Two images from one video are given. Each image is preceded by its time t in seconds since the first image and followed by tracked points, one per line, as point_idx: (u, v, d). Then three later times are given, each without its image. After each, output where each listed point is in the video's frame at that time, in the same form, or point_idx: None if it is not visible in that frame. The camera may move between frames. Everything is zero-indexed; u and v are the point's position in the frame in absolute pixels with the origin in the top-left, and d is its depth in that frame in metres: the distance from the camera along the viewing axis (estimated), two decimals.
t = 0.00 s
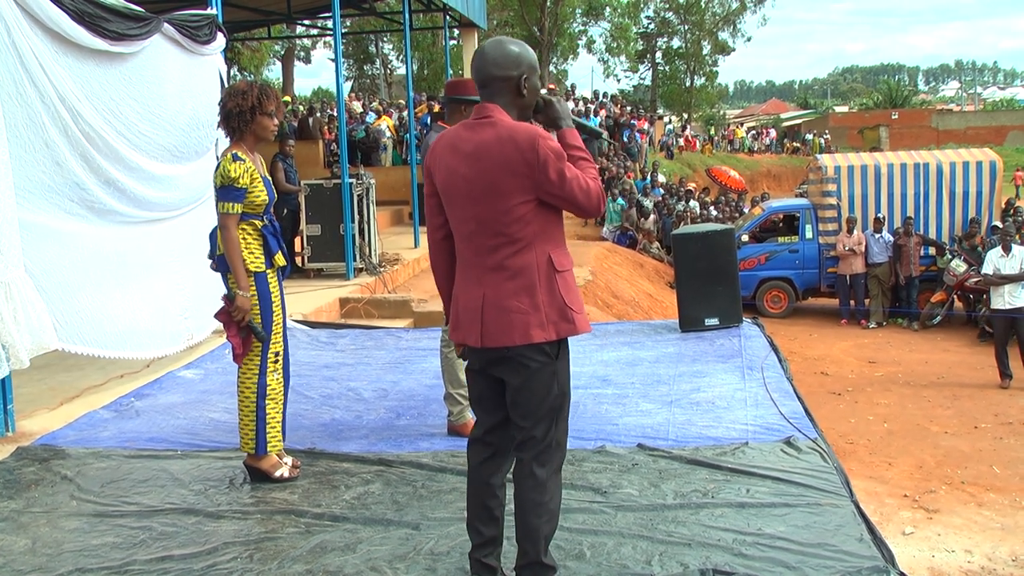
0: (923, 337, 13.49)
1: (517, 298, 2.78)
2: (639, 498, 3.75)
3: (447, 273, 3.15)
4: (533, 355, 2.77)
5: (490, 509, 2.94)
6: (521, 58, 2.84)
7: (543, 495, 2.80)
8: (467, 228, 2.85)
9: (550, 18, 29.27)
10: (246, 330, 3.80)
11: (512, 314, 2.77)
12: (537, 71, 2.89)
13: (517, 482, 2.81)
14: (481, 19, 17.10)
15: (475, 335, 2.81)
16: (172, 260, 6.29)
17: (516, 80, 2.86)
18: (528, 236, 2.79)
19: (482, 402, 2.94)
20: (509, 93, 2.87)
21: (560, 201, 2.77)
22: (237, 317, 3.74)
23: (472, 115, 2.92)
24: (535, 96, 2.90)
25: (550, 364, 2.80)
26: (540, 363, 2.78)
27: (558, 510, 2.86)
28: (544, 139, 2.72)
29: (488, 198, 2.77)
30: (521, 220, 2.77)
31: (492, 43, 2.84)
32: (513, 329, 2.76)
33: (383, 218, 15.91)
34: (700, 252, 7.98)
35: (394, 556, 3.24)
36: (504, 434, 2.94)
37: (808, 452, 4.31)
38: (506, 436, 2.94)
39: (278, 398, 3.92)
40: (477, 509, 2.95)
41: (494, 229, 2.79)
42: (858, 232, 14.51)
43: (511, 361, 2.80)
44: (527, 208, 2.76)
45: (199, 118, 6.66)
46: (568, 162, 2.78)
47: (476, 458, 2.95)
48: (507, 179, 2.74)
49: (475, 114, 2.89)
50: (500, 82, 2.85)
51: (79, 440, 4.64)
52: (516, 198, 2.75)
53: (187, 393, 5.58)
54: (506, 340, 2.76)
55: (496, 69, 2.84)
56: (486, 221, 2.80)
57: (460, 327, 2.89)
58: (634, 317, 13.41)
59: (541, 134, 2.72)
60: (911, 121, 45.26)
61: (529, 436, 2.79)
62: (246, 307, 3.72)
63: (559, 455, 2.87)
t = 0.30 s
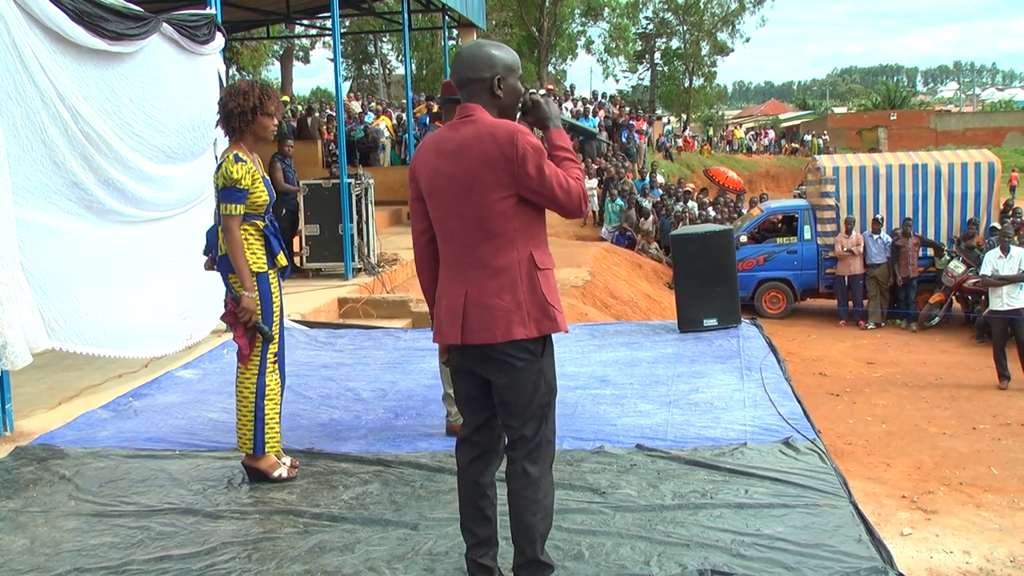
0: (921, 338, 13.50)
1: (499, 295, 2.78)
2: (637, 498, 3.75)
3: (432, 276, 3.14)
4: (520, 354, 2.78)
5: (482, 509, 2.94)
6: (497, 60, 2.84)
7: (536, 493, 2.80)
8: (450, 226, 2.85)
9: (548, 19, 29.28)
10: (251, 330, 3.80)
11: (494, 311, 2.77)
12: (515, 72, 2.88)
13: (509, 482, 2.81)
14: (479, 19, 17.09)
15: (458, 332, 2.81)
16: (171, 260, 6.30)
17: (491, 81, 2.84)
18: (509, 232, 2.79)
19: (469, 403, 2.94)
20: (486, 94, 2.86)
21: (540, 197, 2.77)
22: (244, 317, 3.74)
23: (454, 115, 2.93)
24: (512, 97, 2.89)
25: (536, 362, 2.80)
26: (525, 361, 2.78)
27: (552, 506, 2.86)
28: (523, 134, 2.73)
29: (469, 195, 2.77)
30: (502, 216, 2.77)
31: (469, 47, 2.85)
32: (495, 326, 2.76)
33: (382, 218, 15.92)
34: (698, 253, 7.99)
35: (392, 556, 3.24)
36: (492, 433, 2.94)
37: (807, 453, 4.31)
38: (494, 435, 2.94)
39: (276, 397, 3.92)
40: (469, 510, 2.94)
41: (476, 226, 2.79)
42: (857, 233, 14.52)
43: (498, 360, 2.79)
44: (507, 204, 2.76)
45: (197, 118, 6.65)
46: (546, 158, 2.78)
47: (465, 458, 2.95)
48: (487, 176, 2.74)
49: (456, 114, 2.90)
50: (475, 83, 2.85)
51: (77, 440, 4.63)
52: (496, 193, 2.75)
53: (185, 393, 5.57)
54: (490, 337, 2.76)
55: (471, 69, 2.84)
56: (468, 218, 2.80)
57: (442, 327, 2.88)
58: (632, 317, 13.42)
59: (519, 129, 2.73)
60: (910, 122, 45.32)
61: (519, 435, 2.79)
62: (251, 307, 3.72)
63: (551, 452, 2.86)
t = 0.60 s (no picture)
0: (920, 339, 13.52)
1: (488, 294, 2.79)
2: (636, 499, 3.76)
3: (427, 277, 3.15)
4: (510, 354, 2.78)
5: (479, 509, 2.94)
6: (483, 60, 2.86)
7: (531, 493, 2.80)
8: (439, 226, 2.86)
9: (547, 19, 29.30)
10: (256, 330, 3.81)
11: (484, 310, 2.77)
12: (502, 73, 2.91)
13: (504, 482, 2.81)
14: (478, 19, 17.10)
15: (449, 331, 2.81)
16: (170, 261, 6.30)
17: (476, 81, 2.87)
18: (497, 230, 2.79)
19: (462, 404, 2.93)
20: (472, 94, 2.88)
21: (526, 194, 2.76)
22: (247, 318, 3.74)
23: (443, 116, 2.95)
24: (498, 98, 2.90)
25: (526, 362, 2.80)
26: (515, 362, 2.78)
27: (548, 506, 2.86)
28: (506, 131, 2.73)
29: (455, 193, 2.78)
30: (489, 214, 2.77)
31: (454, 51, 2.89)
32: (484, 326, 2.76)
33: (381, 219, 15.92)
34: (697, 254, 7.98)
35: (391, 557, 3.24)
36: (486, 433, 2.94)
37: (806, 454, 4.31)
38: (488, 435, 2.94)
39: (276, 398, 3.92)
40: (466, 510, 2.94)
41: (464, 225, 2.80)
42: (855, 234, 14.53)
43: (489, 360, 2.80)
44: (494, 201, 2.76)
45: (197, 120, 6.66)
46: (532, 154, 2.78)
47: (461, 458, 2.95)
48: (473, 174, 2.75)
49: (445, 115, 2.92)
50: (462, 83, 2.87)
51: (76, 440, 4.63)
52: (482, 191, 2.75)
53: (184, 393, 5.57)
54: (479, 335, 2.77)
55: (457, 70, 2.86)
56: (456, 217, 2.81)
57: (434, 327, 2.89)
58: (631, 318, 13.43)
59: (502, 126, 2.74)
60: (909, 123, 45.40)
61: (511, 435, 2.79)
62: (254, 308, 3.72)
63: (545, 452, 2.85)
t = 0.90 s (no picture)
0: (919, 340, 13.53)
1: (490, 293, 2.79)
2: (635, 499, 3.76)
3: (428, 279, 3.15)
4: (513, 354, 2.78)
5: (479, 510, 2.94)
6: (480, 59, 2.87)
7: (535, 493, 2.80)
8: (439, 227, 2.87)
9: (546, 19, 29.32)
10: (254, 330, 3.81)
11: (485, 309, 2.77)
12: (499, 73, 2.92)
13: (508, 483, 2.81)
14: (478, 20, 17.10)
15: (450, 332, 2.82)
16: (170, 261, 6.30)
17: (473, 81, 2.88)
18: (497, 229, 2.79)
19: (463, 405, 2.93)
20: (470, 93, 2.88)
21: (525, 192, 2.76)
22: (245, 319, 3.74)
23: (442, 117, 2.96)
24: (496, 98, 2.91)
25: (529, 362, 2.79)
26: (518, 362, 2.78)
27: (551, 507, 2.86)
28: (502, 129, 2.73)
29: (454, 193, 2.78)
30: (489, 212, 2.77)
31: (452, 51, 2.90)
32: (486, 325, 2.76)
33: (380, 219, 15.93)
34: (696, 254, 7.98)
35: (390, 557, 3.25)
36: (488, 433, 2.94)
37: (805, 454, 4.32)
38: (489, 436, 2.94)
39: (276, 398, 3.92)
40: (466, 512, 2.95)
41: (464, 224, 2.80)
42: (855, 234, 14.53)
43: (491, 361, 2.79)
44: (493, 200, 2.76)
45: (196, 120, 6.65)
46: (529, 152, 2.78)
47: (461, 459, 2.95)
48: (471, 173, 2.75)
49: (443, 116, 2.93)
50: (459, 83, 2.88)
51: (76, 441, 4.63)
52: (481, 190, 2.76)
53: (184, 394, 5.57)
54: (481, 334, 2.77)
55: (454, 70, 2.87)
56: (455, 217, 2.81)
57: (435, 328, 2.89)
58: (630, 318, 13.43)
59: (498, 124, 2.74)
60: (908, 123, 45.41)
61: (516, 436, 2.79)
62: (253, 309, 3.73)
63: (549, 453, 2.85)
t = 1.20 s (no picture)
0: (920, 338, 13.52)
1: (496, 297, 2.79)
2: (636, 499, 3.76)
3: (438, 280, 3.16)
4: (521, 357, 2.78)
5: (483, 511, 2.94)
6: (489, 58, 2.86)
7: (541, 497, 2.78)
8: (447, 228, 2.88)
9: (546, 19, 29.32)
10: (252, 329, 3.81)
11: (492, 313, 2.78)
12: (510, 71, 2.90)
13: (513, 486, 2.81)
14: (477, 20, 17.10)
15: (457, 334, 2.83)
16: (172, 261, 6.30)
17: (482, 80, 2.87)
18: (503, 232, 2.79)
19: (472, 406, 2.94)
20: (478, 93, 2.87)
21: (531, 195, 2.76)
22: (242, 317, 3.74)
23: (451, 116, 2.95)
24: (505, 97, 2.90)
25: (537, 365, 2.79)
26: (526, 364, 2.78)
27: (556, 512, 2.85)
28: (508, 132, 2.72)
29: (461, 196, 2.79)
30: (495, 216, 2.77)
31: (462, 48, 2.88)
32: (493, 329, 2.77)
33: (380, 219, 15.93)
34: (697, 254, 7.98)
35: (391, 557, 3.25)
36: (495, 435, 2.94)
37: (805, 454, 4.32)
38: (496, 437, 2.94)
39: (276, 398, 3.93)
40: (471, 512, 2.95)
41: (471, 227, 2.80)
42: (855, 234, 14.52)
43: (500, 362, 2.79)
44: (499, 203, 2.76)
45: (196, 120, 6.65)
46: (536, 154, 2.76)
47: (467, 460, 2.95)
48: (477, 176, 2.75)
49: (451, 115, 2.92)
50: (468, 82, 2.87)
51: (76, 441, 4.63)
52: (487, 193, 2.75)
53: (184, 394, 5.57)
54: (488, 338, 2.78)
55: (463, 69, 2.87)
56: (462, 220, 2.81)
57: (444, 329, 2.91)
58: (631, 318, 13.43)
59: (504, 126, 2.73)
60: (908, 122, 45.40)
61: (522, 439, 2.78)
62: (250, 307, 3.72)
63: (555, 458, 2.85)
